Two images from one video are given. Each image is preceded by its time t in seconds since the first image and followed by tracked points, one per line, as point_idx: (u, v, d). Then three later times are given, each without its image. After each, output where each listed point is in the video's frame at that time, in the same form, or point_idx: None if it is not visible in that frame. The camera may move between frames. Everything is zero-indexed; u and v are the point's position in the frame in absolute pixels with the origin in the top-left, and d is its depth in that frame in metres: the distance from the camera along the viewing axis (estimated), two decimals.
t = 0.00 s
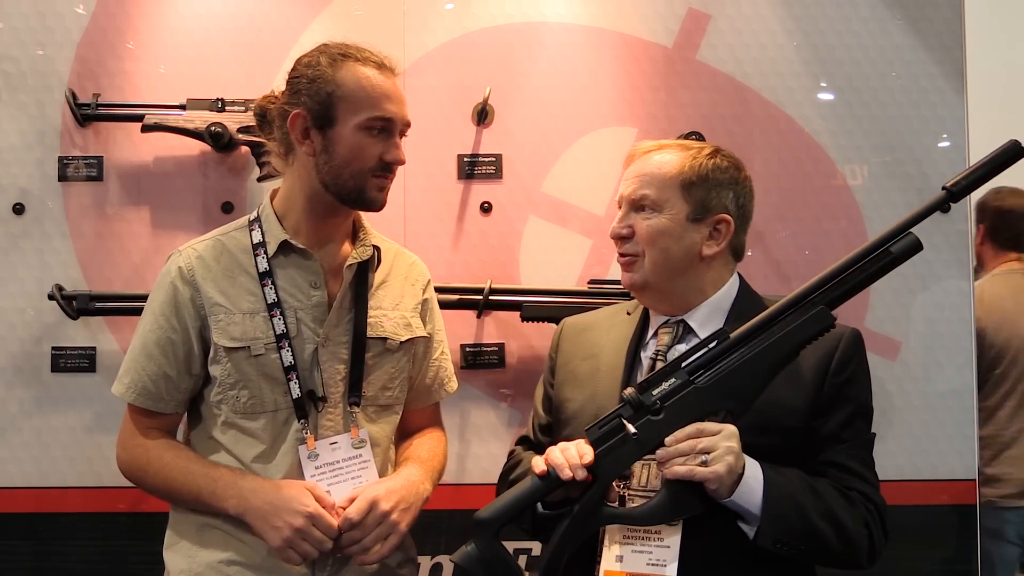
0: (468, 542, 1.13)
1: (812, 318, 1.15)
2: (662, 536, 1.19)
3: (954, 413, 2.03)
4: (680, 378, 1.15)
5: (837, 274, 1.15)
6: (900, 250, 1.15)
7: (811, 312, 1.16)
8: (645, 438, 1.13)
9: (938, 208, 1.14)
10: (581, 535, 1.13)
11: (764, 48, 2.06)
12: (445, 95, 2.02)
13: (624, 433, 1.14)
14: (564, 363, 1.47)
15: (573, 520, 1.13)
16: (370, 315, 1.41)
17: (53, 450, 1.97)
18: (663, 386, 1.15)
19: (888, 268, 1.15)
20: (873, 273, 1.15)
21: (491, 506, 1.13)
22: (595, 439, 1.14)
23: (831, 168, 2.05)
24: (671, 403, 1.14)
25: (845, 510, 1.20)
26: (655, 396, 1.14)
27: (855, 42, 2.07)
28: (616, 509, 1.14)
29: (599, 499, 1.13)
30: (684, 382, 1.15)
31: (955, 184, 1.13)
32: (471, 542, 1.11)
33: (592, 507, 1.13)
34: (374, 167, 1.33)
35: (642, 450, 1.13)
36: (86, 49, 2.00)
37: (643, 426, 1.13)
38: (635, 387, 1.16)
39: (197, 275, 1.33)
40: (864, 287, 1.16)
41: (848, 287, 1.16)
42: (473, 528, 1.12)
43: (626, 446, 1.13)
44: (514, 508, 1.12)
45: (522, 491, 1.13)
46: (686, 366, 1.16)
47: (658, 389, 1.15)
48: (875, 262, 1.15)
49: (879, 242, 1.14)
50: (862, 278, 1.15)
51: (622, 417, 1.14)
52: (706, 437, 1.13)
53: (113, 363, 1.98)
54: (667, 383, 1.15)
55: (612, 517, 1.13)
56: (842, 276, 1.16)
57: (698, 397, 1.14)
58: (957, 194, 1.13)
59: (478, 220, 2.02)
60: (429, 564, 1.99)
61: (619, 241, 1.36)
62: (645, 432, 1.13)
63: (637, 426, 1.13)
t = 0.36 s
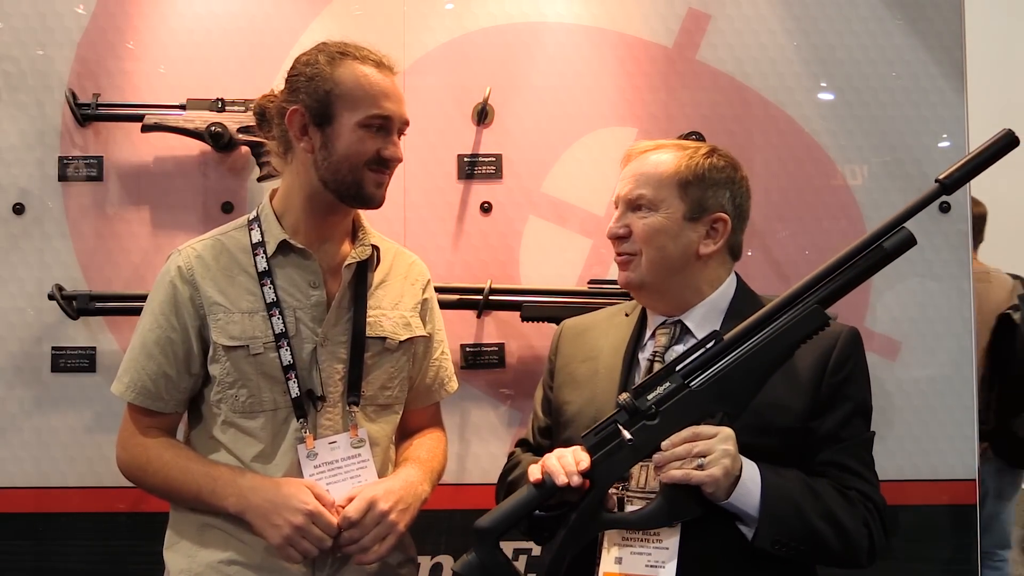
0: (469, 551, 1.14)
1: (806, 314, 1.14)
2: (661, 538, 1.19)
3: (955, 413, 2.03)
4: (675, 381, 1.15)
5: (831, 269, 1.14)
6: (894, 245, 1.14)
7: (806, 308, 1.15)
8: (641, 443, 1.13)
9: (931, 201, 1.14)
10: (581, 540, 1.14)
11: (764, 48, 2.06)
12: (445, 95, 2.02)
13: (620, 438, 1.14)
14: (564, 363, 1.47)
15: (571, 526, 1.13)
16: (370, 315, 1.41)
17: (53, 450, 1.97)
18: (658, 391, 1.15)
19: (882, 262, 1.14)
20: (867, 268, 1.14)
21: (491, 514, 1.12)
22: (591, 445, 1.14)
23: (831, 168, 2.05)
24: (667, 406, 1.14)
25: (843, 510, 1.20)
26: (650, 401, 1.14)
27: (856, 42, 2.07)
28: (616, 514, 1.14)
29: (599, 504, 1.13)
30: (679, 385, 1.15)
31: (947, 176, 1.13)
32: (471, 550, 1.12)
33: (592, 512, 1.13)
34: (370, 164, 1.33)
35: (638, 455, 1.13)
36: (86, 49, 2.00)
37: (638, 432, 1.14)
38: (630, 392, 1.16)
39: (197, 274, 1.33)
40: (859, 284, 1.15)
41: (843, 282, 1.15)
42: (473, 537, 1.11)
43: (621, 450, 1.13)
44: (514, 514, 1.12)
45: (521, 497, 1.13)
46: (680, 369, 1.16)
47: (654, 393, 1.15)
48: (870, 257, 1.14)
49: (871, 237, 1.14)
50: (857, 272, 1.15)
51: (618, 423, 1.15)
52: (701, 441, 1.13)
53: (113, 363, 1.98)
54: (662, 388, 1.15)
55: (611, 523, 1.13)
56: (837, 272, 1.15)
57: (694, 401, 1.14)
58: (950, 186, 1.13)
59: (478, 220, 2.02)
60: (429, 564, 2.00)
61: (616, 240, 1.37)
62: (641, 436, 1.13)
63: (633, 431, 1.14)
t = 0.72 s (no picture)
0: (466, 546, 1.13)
1: (804, 315, 1.14)
2: (658, 537, 1.20)
3: (954, 412, 2.03)
4: (672, 380, 1.15)
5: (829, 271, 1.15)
6: (893, 246, 1.14)
7: (803, 309, 1.15)
8: (638, 442, 1.14)
9: (932, 203, 1.13)
10: (575, 538, 1.14)
11: (764, 49, 2.06)
12: (444, 95, 2.02)
13: (617, 436, 1.14)
14: (564, 363, 1.47)
15: (567, 525, 1.13)
16: (370, 315, 1.41)
17: (54, 450, 1.97)
18: (655, 389, 1.15)
19: (880, 264, 1.14)
20: (866, 269, 1.14)
21: (486, 510, 1.12)
22: (588, 443, 1.15)
23: (831, 168, 2.05)
24: (665, 405, 1.14)
25: (841, 510, 1.20)
26: (647, 399, 1.15)
27: (856, 42, 2.07)
28: (611, 512, 1.14)
29: (594, 502, 1.14)
30: (676, 384, 1.15)
31: (948, 178, 1.12)
32: (469, 546, 1.12)
33: (586, 511, 1.13)
34: (365, 162, 1.33)
35: (636, 455, 1.14)
36: (86, 49, 2.00)
37: (635, 430, 1.14)
38: (628, 391, 1.17)
39: (196, 273, 1.34)
40: (858, 285, 1.15)
41: (841, 283, 1.15)
42: (471, 533, 1.11)
43: (618, 450, 1.14)
44: (511, 510, 1.12)
45: (518, 494, 1.13)
46: (678, 368, 1.17)
47: (651, 392, 1.15)
48: (868, 259, 1.14)
49: (871, 238, 1.14)
50: (855, 274, 1.14)
51: (615, 421, 1.16)
52: (699, 439, 1.13)
53: (113, 363, 1.98)
54: (659, 386, 1.15)
55: (605, 520, 1.13)
56: (835, 273, 1.15)
57: (692, 400, 1.14)
58: (950, 188, 1.13)
59: (478, 220, 2.02)
60: (429, 564, 2.00)
61: (615, 240, 1.37)
62: (638, 436, 1.14)
63: (630, 430, 1.14)
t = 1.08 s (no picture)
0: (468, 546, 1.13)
1: (796, 305, 1.13)
2: (661, 532, 1.22)
3: (954, 412, 2.03)
4: (669, 372, 1.14)
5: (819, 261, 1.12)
6: (884, 234, 1.10)
7: (796, 299, 1.13)
8: (637, 435, 1.13)
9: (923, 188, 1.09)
10: (575, 535, 1.14)
11: (763, 49, 2.06)
12: (444, 95, 2.02)
13: (615, 430, 1.15)
14: (563, 363, 1.47)
15: (569, 520, 1.13)
16: (370, 315, 1.41)
17: (53, 450, 1.97)
18: (653, 381, 1.15)
19: (872, 252, 1.11)
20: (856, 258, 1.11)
21: (487, 508, 1.12)
22: (588, 438, 1.16)
23: (830, 168, 2.05)
24: (662, 397, 1.14)
25: (840, 502, 1.19)
26: (645, 392, 1.14)
27: (856, 42, 2.06)
28: (611, 507, 1.14)
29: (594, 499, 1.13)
30: (674, 376, 1.14)
31: (940, 162, 1.07)
32: (470, 545, 1.12)
33: (587, 506, 1.13)
34: (363, 163, 1.33)
35: (634, 449, 1.14)
36: (86, 49, 2.00)
37: (634, 423, 1.14)
38: (626, 385, 1.17)
39: (196, 273, 1.34)
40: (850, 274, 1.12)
41: (833, 272, 1.13)
42: (472, 531, 1.12)
43: (617, 444, 1.14)
44: (513, 507, 1.12)
45: (518, 491, 1.13)
46: (675, 361, 1.16)
47: (649, 384, 1.15)
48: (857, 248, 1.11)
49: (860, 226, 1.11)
50: (847, 262, 1.12)
51: (613, 415, 1.16)
52: (697, 431, 1.13)
53: (113, 363, 1.98)
54: (656, 378, 1.15)
55: (605, 515, 1.13)
56: (827, 262, 1.13)
57: (689, 391, 1.13)
58: (942, 172, 1.08)
59: (478, 220, 2.02)
60: (430, 564, 2.00)
61: (647, 257, 1.30)
62: (636, 430, 1.14)
63: (628, 423, 1.14)
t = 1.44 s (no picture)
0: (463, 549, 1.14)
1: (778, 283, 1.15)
2: (669, 531, 1.20)
3: (954, 412, 2.03)
4: (654, 362, 1.16)
5: (799, 240, 1.16)
6: (862, 210, 1.15)
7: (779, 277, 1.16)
8: (623, 428, 1.14)
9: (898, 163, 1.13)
10: (568, 533, 1.13)
11: (763, 49, 2.06)
12: (445, 95, 2.02)
13: (602, 424, 1.15)
14: (558, 363, 1.46)
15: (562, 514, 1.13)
16: (369, 315, 1.41)
17: (54, 450, 1.97)
18: (638, 373, 1.16)
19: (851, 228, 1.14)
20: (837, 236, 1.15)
21: (481, 510, 1.13)
22: (575, 433, 1.16)
23: (831, 168, 2.05)
24: (647, 388, 1.15)
25: (832, 493, 1.19)
26: (630, 385, 1.15)
27: (856, 42, 2.06)
28: (603, 503, 1.13)
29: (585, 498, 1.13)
30: (658, 366, 1.16)
31: (910, 137, 1.12)
32: (465, 549, 1.12)
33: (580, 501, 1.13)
34: (366, 168, 1.33)
35: (621, 442, 1.14)
36: (86, 49, 2.00)
37: (619, 416, 1.14)
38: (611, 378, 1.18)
39: (195, 274, 1.34)
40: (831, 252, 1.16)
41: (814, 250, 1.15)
42: (468, 535, 1.12)
43: (603, 437, 1.14)
44: (507, 506, 1.14)
45: (510, 492, 1.15)
46: (659, 352, 1.18)
47: (633, 377, 1.16)
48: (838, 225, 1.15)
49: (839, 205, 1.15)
50: (827, 239, 1.15)
51: (599, 410, 1.16)
52: (683, 420, 1.11)
53: (113, 363, 1.98)
54: (641, 370, 1.16)
55: (599, 510, 1.13)
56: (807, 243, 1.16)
57: (674, 381, 1.15)
58: (914, 147, 1.12)
59: (478, 220, 2.02)
60: (429, 564, 2.00)
61: (621, 238, 1.34)
62: (622, 422, 1.14)
63: (613, 416, 1.14)
